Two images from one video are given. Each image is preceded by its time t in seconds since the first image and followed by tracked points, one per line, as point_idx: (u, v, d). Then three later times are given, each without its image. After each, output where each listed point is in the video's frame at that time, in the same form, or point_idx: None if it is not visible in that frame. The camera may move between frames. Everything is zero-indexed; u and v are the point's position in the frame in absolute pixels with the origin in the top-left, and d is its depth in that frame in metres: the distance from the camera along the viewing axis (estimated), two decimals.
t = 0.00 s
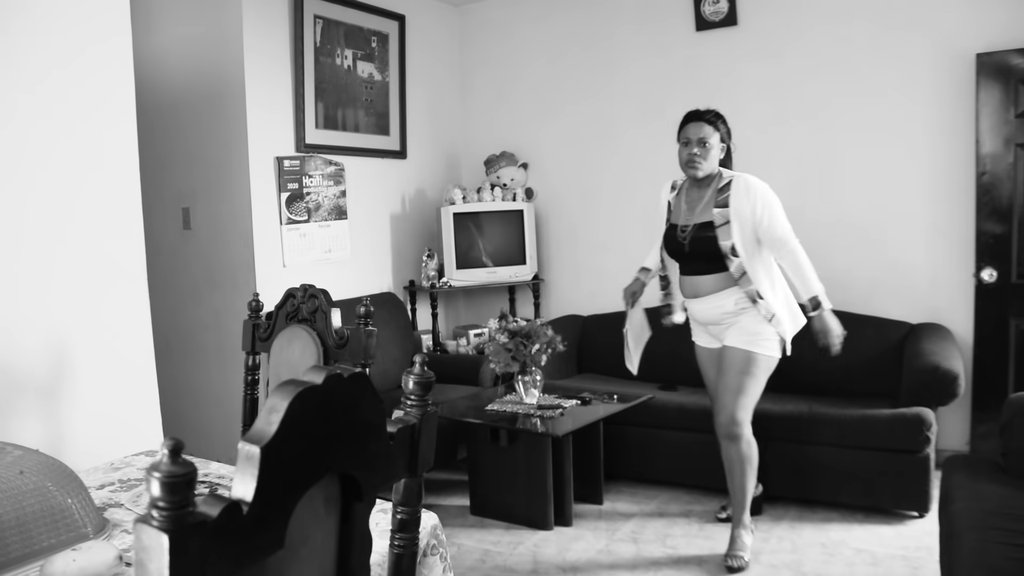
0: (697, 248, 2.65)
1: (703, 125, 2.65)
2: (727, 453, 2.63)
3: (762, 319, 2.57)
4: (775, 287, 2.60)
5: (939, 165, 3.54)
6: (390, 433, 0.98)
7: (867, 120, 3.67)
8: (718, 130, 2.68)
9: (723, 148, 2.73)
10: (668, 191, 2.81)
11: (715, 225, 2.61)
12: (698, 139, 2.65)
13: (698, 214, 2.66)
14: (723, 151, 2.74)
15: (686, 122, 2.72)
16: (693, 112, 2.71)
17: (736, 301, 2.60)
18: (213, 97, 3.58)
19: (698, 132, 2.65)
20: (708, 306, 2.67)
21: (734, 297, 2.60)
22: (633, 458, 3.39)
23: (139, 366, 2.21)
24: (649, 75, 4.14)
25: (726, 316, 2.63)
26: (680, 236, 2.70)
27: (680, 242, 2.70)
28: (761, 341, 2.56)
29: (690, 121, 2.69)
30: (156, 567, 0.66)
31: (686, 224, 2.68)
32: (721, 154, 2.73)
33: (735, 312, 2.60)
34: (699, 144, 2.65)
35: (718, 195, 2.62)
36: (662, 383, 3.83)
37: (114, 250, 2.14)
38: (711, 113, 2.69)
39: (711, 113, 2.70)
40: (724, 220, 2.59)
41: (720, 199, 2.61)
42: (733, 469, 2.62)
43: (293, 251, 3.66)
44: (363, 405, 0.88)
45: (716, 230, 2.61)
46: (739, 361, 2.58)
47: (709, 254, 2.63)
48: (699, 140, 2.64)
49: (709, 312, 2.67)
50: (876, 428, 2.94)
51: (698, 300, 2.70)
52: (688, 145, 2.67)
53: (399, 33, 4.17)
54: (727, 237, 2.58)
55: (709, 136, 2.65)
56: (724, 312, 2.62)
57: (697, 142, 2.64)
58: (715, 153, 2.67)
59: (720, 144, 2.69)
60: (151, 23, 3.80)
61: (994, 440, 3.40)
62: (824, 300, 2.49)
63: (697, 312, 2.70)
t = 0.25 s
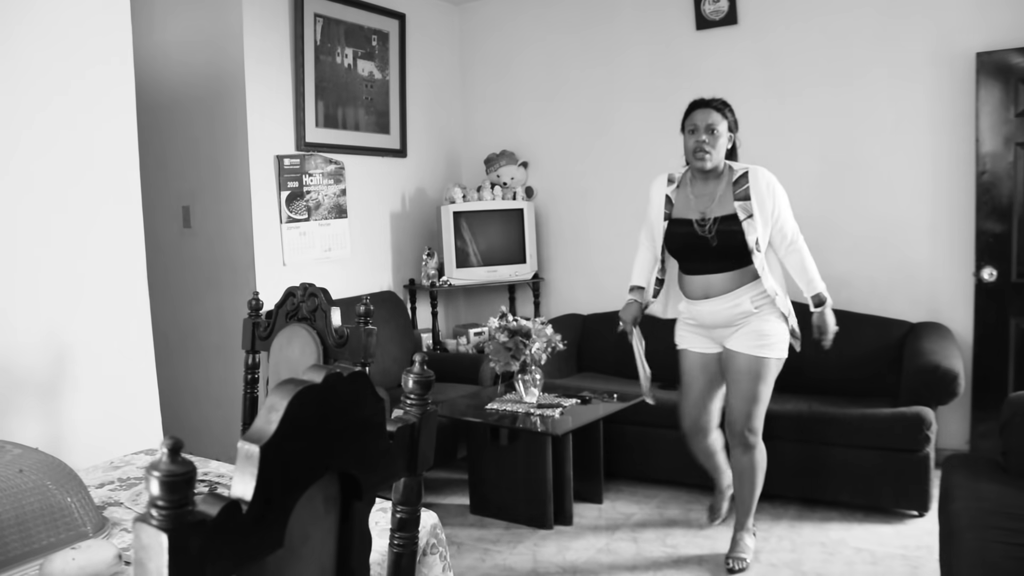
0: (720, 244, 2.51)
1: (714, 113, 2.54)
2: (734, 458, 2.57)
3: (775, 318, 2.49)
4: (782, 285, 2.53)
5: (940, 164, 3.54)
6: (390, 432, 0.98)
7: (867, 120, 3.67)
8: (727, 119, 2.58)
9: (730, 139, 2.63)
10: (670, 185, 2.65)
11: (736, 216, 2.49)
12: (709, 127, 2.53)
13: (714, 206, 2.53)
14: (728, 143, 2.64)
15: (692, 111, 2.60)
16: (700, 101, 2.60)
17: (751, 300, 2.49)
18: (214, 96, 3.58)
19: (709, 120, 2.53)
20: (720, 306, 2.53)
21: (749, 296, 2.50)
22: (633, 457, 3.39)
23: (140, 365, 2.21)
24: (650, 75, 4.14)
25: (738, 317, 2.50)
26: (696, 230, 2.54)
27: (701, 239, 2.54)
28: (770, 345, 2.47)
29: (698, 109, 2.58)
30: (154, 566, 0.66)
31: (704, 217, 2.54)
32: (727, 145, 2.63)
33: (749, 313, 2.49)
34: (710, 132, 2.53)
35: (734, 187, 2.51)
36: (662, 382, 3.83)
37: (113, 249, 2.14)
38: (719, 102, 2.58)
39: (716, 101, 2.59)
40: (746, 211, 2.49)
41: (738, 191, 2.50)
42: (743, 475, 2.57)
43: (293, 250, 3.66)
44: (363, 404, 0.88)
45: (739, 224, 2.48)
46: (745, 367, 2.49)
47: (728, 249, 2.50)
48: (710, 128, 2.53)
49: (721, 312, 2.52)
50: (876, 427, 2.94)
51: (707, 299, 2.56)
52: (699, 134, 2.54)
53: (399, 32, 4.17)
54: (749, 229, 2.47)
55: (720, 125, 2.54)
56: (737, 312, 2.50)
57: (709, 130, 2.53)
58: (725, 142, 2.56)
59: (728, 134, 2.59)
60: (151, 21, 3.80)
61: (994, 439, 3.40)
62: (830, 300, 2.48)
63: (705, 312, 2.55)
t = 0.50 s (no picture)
0: (712, 245, 2.32)
1: (704, 104, 2.38)
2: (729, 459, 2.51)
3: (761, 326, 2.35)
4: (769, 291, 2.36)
5: (938, 165, 3.54)
6: (389, 433, 0.98)
7: (866, 120, 3.67)
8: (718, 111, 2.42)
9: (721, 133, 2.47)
10: (657, 181, 2.45)
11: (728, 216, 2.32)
12: (699, 118, 2.36)
13: (705, 203, 2.35)
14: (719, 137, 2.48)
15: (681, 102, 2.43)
16: (691, 92, 2.43)
17: (743, 306, 2.34)
18: (213, 97, 3.58)
19: (699, 110, 2.37)
20: (711, 310, 2.33)
21: (740, 300, 2.34)
22: (632, 458, 3.39)
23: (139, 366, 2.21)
24: (649, 75, 4.14)
25: (729, 322, 2.33)
26: (686, 228, 2.34)
27: (690, 239, 2.34)
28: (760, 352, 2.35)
29: (688, 100, 2.41)
30: (153, 567, 0.66)
31: (693, 215, 2.35)
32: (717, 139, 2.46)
33: (740, 318, 2.33)
34: (699, 125, 2.36)
35: (727, 184, 2.35)
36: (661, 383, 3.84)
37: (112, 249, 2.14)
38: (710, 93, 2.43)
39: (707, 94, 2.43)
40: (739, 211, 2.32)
41: (730, 189, 2.35)
42: (742, 476, 2.51)
43: (292, 251, 3.66)
44: (362, 405, 0.88)
45: (732, 223, 2.32)
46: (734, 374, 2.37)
47: (721, 250, 2.32)
48: (700, 119, 2.36)
49: (712, 317, 2.33)
50: (875, 427, 2.94)
51: (697, 301, 2.36)
52: (687, 125, 2.37)
53: (398, 32, 4.17)
54: (743, 229, 2.31)
55: (710, 116, 2.38)
56: (729, 318, 2.33)
57: (698, 122, 2.36)
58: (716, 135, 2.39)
59: (718, 127, 2.42)
60: (151, 20, 3.80)
61: (992, 440, 3.41)
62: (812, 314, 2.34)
63: (696, 316, 2.35)
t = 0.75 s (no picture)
0: (680, 247, 2.14)
1: (672, 99, 2.22)
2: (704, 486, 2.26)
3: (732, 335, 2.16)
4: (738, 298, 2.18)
5: (937, 165, 3.55)
6: (389, 434, 0.98)
7: (865, 121, 3.67)
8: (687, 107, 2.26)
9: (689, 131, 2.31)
10: (622, 180, 2.24)
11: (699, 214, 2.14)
12: (666, 113, 2.20)
13: (672, 202, 2.17)
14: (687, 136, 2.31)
15: (646, 98, 2.26)
16: (657, 87, 2.26)
17: (714, 315, 2.16)
18: (212, 98, 3.58)
19: (666, 105, 2.20)
20: (679, 316, 2.15)
21: (711, 309, 2.16)
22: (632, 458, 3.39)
23: (139, 367, 2.21)
24: (648, 76, 4.14)
25: (698, 332, 2.14)
26: (652, 228, 2.15)
27: (656, 240, 2.15)
28: (733, 365, 2.17)
29: (653, 95, 2.24)
30: (153, 569, 0.65)
31: (659, 215, 2.16)
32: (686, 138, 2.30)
33: (710, 327, 2.15)
34: (666, 120, 2.19)
35: (696, 182, 2.18)
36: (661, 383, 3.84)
37: (111, 251, 2.14)
38: (678, 88, 2.26)
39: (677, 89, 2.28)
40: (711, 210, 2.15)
41: (700, 187, 2.17)
42: (722, 504, 2.26)
43: (291, 252, 3.66)
44: (362, 406, 0.88)
45: (703, 223, 2.14)
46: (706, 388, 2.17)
47: (691, 252, 2.14)
48: (667, 115, 2.20)
49: (681, 323, 2.14)
50: (875, 428, 2.94)
51: (666, 307, 2.17)
52: (653, 120, 2.20)
53: (397, 34, 4.17)
54: (714, 229, 2.14)
55: (678, 112, 2.21)
56: (699, 327, 2.14)
57: (665, 117, 2.19)
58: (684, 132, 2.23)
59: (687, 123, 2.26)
60: (150, 22, 3.80)
61: (992, 440, 3.41)
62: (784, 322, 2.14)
63: (665, 322, 2.16)
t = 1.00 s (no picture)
0: (662, 249, 1.84)
1: (652, 86, 1.91)
2: (658, 523, 1.86)
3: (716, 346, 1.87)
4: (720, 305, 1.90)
5: (938, 167, 3.55)
6: (391, 437, 0.98)
7: (866, 123, 3.67)
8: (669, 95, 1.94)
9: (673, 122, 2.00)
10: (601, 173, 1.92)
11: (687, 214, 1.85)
12: (645, 103, 1.89)
13: (656, 201, 1.87)
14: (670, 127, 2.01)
15: (623, 85, 1.94)
16: (634, 73, 1.94)
17: (697, 321, 1.85)
18: (213, 101, 3.58)
19: (645, 94, 1.90)
20: (656, 323, 1.84)
21: (693, 314, 1.85)
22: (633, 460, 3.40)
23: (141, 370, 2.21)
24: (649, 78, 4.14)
25: (676, 342, 1.84)
26: (633, 228, 1.85)
27: (638, 240, 1.85)
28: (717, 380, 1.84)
29: (630, 81, 1.93)
30: (156, 573, 0.65)
31: (643, 213, 1.86)
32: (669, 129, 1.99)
33: (691, 337, 1.84)
34: (645, 110, 1.89)
35: (681, 178, 1.89)
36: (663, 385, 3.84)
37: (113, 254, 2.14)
38: (661, 73, 1.94)
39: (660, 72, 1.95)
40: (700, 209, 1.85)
41: (686, 183, 1.88)
42: (673, 548, 1.85)
43: (292, 255, 3.66)
44: (363, 409, 0.88)
45: (689, 222, 1.85)
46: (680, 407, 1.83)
47: (676, 253, 1.84)
48: (646, 105, 1.89)
49: (658, 331, 1.83)
50: (876, 429, 2.94)
51: (643, 313, 1.86)
52: (630, 111, 1.90)
53: (398, 36, 4.17)
54: (704, 229, 1.85)
55: (659, 101, 1.90)
56: (676, 337, 1.83)
57: (644, 107, 1.89)
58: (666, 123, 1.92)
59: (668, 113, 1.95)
60: (151, 24, 3.80)
61: (994, 441, 3.41)
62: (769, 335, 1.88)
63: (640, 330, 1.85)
